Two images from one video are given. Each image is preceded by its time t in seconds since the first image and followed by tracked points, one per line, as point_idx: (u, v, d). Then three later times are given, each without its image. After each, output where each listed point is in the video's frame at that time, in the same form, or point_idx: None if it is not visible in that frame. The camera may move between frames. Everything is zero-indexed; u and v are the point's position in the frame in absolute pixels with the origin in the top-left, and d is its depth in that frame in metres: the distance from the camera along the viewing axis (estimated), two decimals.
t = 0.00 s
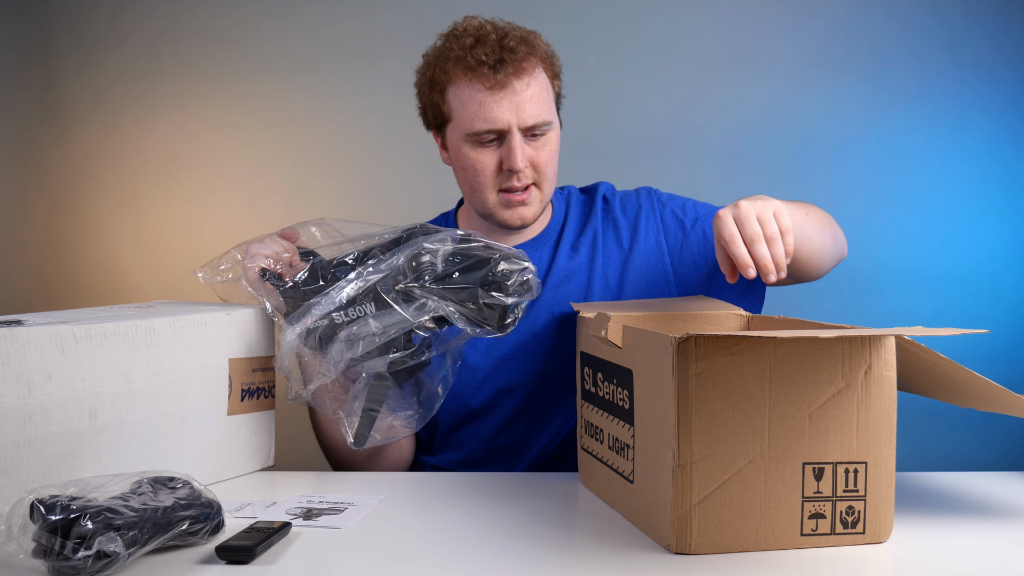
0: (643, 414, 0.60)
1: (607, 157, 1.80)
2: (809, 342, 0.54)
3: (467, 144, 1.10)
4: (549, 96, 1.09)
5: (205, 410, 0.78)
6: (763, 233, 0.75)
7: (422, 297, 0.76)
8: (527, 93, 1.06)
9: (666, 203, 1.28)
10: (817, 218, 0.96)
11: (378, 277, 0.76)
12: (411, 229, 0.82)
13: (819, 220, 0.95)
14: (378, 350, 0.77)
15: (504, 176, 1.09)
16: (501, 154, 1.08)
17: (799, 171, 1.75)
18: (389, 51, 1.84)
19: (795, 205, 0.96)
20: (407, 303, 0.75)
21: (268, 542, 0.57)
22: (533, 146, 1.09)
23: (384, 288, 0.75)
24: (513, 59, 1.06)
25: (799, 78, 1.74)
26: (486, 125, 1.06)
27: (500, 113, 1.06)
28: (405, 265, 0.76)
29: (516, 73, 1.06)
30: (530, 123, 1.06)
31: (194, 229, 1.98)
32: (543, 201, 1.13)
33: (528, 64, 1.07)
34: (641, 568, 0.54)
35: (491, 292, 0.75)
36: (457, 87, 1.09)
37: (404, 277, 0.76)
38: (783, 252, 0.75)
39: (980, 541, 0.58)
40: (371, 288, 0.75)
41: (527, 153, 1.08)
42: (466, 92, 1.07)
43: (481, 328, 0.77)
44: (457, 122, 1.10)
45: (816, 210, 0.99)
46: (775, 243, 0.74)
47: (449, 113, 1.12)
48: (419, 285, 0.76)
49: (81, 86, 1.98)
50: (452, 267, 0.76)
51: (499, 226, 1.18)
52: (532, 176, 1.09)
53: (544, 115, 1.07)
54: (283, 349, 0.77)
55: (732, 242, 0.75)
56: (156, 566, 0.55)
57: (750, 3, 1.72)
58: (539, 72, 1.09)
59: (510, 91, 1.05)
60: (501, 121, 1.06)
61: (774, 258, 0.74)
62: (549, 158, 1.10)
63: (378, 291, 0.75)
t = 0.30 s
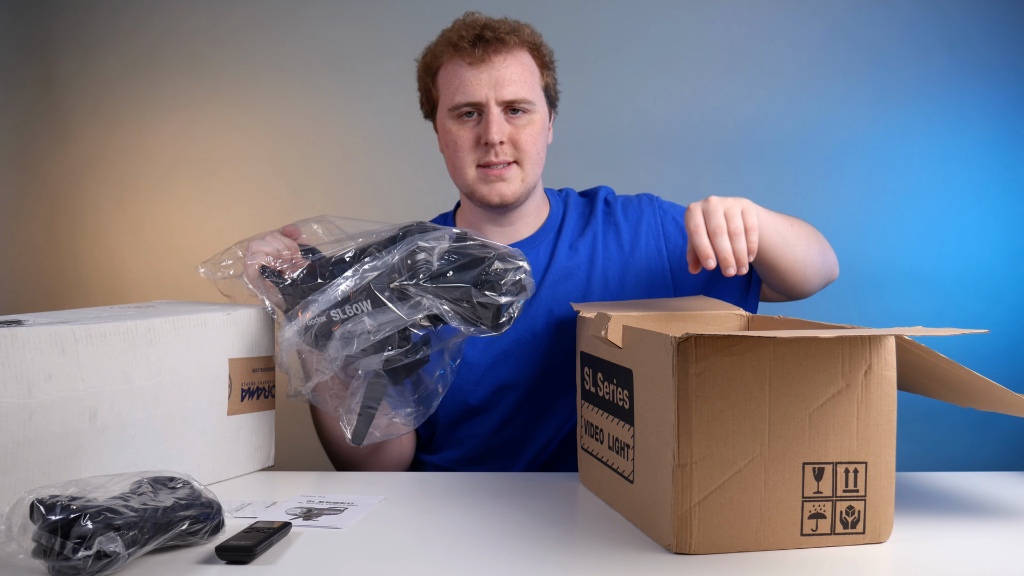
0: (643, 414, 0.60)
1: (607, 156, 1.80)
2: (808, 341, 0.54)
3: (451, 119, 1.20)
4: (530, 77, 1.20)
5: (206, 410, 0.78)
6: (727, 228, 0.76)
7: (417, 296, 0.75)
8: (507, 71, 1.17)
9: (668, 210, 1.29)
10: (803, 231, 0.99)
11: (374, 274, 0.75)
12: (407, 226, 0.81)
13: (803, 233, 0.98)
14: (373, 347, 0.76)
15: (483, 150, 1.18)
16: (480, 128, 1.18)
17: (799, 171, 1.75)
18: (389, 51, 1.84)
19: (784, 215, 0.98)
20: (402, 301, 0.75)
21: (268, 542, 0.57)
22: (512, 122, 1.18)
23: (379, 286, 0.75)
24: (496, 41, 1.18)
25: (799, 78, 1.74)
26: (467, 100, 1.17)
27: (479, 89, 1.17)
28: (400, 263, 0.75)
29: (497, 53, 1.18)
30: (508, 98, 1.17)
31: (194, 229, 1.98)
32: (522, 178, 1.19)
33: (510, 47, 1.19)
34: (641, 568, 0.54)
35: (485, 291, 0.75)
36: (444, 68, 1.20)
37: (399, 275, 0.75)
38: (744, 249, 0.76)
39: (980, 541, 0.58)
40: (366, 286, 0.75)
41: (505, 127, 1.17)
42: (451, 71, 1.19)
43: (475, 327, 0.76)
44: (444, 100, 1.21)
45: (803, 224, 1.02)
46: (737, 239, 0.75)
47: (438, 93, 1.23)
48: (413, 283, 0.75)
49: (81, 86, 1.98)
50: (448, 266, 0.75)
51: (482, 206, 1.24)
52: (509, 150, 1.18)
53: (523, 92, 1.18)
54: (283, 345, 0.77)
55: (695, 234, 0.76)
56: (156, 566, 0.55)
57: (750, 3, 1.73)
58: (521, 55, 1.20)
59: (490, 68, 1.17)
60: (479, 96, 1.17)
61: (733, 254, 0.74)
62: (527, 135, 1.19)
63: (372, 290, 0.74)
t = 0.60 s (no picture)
0: (643, 414, 0.59)
1: (608, 156, 1.80)
2: (808, 341, 0.54)
3: (455, 116, 1.21)
4: (535, 78, 1.21)
5: (206, 410, 0.79)
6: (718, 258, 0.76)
7: (410, 288, 0.74)
8: (512, 71, 1.18)
9: (669, 217, 1.30)
10: (796, 251, 1.00)
11: (368, 266, 0.74)
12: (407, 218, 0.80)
13: (796, 253, 0.99)
14: (364, 337, 0.75)
15: (484, 146, 1.18)
16: (483, 124, 1.19)
17: (799, 171, 1.75)
18: (389, 51, 1.84)
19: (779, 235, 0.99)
20: (395, 293, 0.74)
21: (268, 542, 0.57)
22: (514, 120, 1.19)
23: (372, 277, 0.74)
24: (503, 40, 1.19)
25: (799, 77, 1.74)
26: (472, 96, 1.18)
27: (484, 86, 1.18)
28: (394, 254, 0.74)
29: (503, 52, 1.19)
30: (511, 98, 1.18)
31: (194, 229, 1.98)
32: (520, 177, 1.19)
33: (517, 47, 1.20)
34: (641, 568, 0.54)
35: (476, 286, 0.72)
36: (452, 64, 1.22)
37: (393, 267, 0.74)
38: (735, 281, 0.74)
39: (980, 541, 0.58)
40: (360, 277, 0.74)
41: (507, 125, 1.18)
42: (458, 68, 1.20)
43: (467, 321, 0.74)
44: (449, 96, 1.22)
45: (797, 244, 1.02)
46: (728, 271, 0.74)
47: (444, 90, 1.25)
48: (407, 275, 0.73)
49: (81, 85, 1.98)
50: (442, 259, 0.74)
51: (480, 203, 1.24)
52: (509, 148, 1.18)
53: (528, 93, 1.19)
54: (284, 331, 0.78)
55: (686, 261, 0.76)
56: (156, 566, 0.55)
57: (750, 3, 1.73)
58: (528, 56, 1.21)
59: (496, 66, 1.18)
60: (484, 92, 1.18)
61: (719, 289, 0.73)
62: (529, 135, 1.19)
63: (366, 280, 0.73)
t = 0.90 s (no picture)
0: (643, 414, 0.59)
1: (608, 155, 1.80)
2: (809, 342, 0.54)
3: (471, 114, 1.20)
4: (552, 81, 1.21)
5: (206, 410, 0.79)
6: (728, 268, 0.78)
7: (410, 268, 0.71)
8: (532, 73, 1.19)
9: (679, 229, 1.30)
10: (798, 277, 1.02)
11: (368, 245, 0.71)
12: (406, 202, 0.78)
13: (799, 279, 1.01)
14: (363, 314, 0.72)
15: (501, 146, 1.18)
16: (501, 125, 1.19)
17: (799, 171, 1.75)
18: (389, 51, 1.84)
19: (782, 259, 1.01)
20: (395, 272, 0.71)
21: (268, 542, 0.57)
22: (532, 122, 1.19)
23: (370, 255, 0.71)
24: (523, 42, 1.20)
25: (799, 77, 1.74)
26: (491, 96, 1.19)
27: (504, 87, 1.18)
28: (394, 233, 0.71)
29: (523, 54, 1.20)
30: (530, 99, 1.18)
31: (194, 229, 1.98)
32: (534, 177, 1.19)
33: (537, 50, 1.21)
34: (641, 567, 0.54)
35: (473, 265, 0.72)
36: (470, 64, 1.22)
37: (394, 247, 0.71)
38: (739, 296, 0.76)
39: (980, 541, 0.58)
40: (360, 257, 0.70)
41: (525, 125, 1.18)
42: (477, 67, 1.20)
43: (463, 301, 0.73)
44: (466, 95, 1.22)
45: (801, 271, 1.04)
46: (733, 285, 0.76)
47: (460, 89, 1.24)
48: (407, 255, 0.71)
49: (81, 85, 1.98)
50: (442, 239, 0.72)
51: (492, 200, 1.23)
52: (526, 148, 1.18)
53: (546, 95, 1.20)
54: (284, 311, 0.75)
55: (695, 267, 0.79)
56: (156, 566, 0.55)
57: (750, 3, 1.73)
58: (547, 59, 1.22)
59: (516, 69, 1.19)
60: (503, 93, 1.18)
61: (727, 298, 0.75)
62: (545, 136, 1.20)
63: (367, 258, 0.70)
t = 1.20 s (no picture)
0: (642, 414, 0.59)
1: (608, 155, 1.80)
2: (809, 342, 0.54)
3: (501, 114, 1.20)
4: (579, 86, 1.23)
5: (206, 410, 0.79)
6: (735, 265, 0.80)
7: (411, 253, 0.71)
8: (563, 76, 1.20)
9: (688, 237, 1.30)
10: (803, 288, 1.03)
11: (369, 231, 0.71)
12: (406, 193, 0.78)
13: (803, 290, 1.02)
14: (365, 301, 0.71)
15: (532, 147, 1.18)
16: (533, 126, 1.19)
17: (799, 171, 1.75)
18: (389, 51, 1.84)
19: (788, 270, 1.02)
20: (396, 258, 0.71)
21: (268, 542, 0.57)
22: (562, 125, 1.20)
23: (370, 241, 0.71)
24: (555, 45, 1.21)
25: (799, 77, 1.74)
26: (524, 97, 1.19)
27: (537, 89, 1.19)
28: (395, 220, 0.72)
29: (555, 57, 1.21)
30: (561, 101, 1.19)
31: (194, 229, 1.98)
32: (560, 179, 1.20)
33: (566, 53, 1.23)
34: (641, 567, 0.54)
35: (472, 248, 0.72)
36: (500, 64, 1.22)
37: (394, 233, 0.71)
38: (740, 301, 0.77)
39: (980, 541, 0.58)
40: (362, 242, 0.71)
41: (556, 127, 1.19)
42: (508, 68, 1.21)
43: (463, 286, 0.73)
44: (495, 94, 1.22)
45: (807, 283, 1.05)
46: (730, 285, 0.77)
47: (488, 88, 1.24)
48: (407, 240, 0.71)
49: (81, 85, 1.98)
50: (443, 224, 0.72)
51: (516, 200, 1.23)
52: (556, 150, 1.19)
53: (575, 99, 1.21)
54: (287, 299, 0.74)
55: (698, 263, 0.80)
56: (156, 566, 0.55)
57: (750, 3, 1.73)
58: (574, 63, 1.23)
59: (549, 72, 1.20)
60: (537, 95, 1.19)
61: (724, 297, 0.76)
62: (572, 140, 1.21)
63: (368, 244, 0.71)
